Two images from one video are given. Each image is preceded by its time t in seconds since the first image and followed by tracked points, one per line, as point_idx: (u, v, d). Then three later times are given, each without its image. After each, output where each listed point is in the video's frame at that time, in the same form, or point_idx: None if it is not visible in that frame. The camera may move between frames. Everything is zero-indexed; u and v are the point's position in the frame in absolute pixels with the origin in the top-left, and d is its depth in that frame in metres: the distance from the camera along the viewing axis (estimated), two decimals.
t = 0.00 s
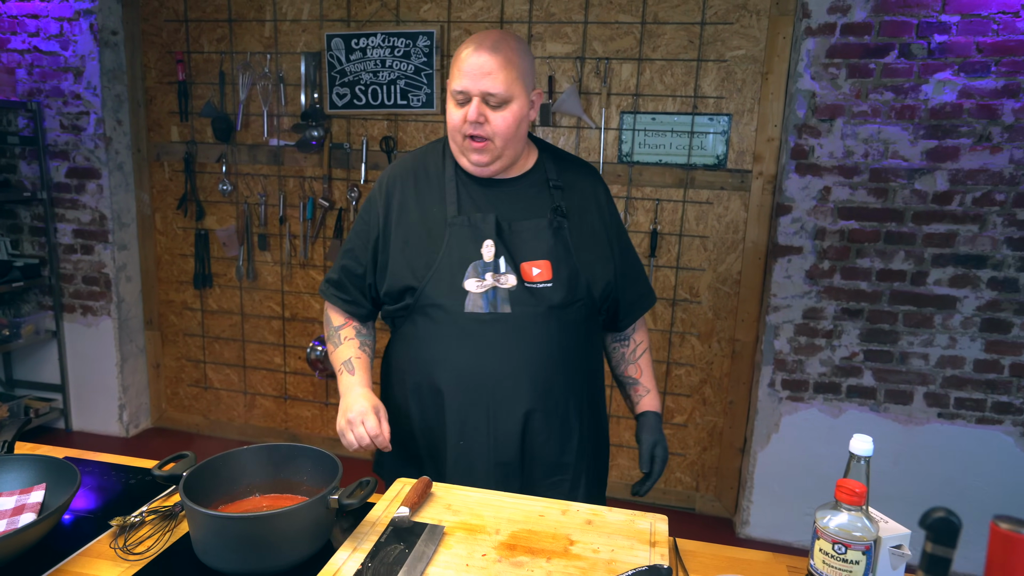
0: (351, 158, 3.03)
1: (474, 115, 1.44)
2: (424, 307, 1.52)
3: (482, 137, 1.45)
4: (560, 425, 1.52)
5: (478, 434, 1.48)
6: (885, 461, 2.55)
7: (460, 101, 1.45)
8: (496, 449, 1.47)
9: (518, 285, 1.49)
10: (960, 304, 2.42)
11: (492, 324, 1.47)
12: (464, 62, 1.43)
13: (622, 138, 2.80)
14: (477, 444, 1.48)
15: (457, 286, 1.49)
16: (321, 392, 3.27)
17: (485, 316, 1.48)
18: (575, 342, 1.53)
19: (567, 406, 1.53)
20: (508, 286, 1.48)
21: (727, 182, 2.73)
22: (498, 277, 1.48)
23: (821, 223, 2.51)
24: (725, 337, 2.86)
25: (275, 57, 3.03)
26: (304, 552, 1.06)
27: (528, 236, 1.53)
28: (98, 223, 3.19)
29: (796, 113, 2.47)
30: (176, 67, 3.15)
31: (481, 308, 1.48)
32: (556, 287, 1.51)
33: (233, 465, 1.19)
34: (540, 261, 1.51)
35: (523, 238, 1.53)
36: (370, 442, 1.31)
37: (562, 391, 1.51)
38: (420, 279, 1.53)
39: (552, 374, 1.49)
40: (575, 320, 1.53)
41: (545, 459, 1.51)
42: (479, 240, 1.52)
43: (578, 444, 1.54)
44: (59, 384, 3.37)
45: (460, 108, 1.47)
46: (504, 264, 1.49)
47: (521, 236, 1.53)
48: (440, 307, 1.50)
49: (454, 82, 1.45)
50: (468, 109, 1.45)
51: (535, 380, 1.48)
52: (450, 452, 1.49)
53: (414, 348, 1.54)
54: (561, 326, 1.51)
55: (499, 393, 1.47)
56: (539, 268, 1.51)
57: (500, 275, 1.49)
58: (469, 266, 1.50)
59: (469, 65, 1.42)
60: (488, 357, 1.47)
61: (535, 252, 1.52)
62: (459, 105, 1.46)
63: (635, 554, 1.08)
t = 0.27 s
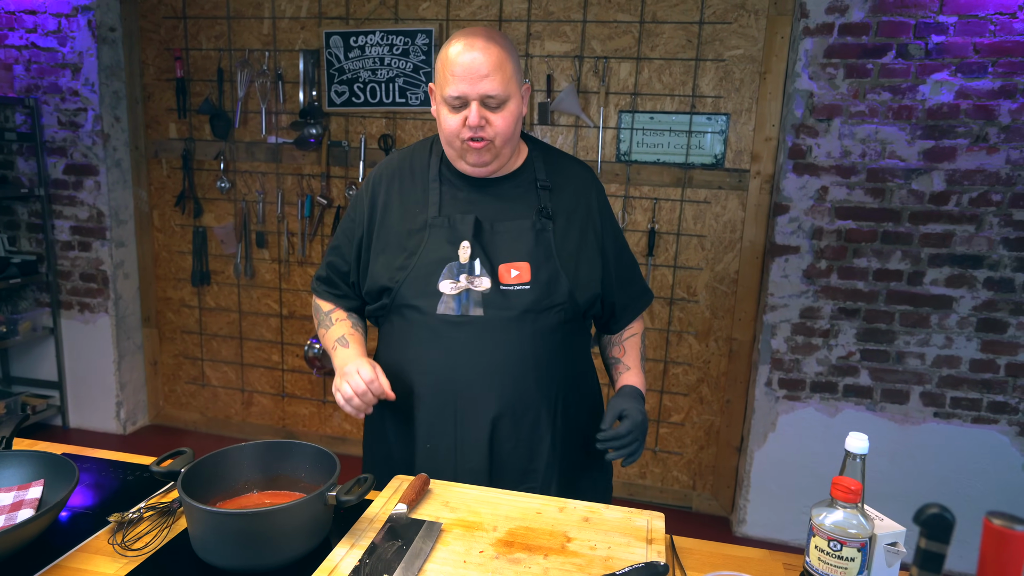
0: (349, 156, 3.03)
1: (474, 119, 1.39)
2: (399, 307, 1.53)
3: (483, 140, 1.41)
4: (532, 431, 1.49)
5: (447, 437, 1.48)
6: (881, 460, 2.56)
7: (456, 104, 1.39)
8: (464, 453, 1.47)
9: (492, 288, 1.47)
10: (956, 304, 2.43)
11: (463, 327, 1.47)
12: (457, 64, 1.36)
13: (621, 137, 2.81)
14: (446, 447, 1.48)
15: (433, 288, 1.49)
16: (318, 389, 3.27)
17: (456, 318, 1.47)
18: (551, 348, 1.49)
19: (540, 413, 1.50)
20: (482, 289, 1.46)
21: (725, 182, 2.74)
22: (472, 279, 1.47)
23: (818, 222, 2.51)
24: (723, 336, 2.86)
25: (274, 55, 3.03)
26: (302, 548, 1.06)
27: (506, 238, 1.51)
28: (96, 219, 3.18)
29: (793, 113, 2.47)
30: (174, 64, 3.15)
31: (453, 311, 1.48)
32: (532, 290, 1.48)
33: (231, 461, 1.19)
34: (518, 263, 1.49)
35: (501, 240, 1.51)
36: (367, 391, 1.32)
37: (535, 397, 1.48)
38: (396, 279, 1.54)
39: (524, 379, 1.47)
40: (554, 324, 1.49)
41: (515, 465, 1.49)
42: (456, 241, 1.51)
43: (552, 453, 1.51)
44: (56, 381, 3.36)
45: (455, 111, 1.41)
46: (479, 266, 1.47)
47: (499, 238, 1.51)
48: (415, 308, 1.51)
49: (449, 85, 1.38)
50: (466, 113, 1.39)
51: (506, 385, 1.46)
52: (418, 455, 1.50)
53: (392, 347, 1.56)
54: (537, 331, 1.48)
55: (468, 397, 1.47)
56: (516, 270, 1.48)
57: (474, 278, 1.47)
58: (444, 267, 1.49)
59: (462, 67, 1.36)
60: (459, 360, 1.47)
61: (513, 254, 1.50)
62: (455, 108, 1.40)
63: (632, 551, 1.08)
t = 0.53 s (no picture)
0: (351, 155, 3.03)
1: (493, 115, 1.37)
2: (395, 311, 1.55)
3: (501, 137, 1.39)
4: (516, 442, 1.48)
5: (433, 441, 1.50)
6: (883, 460, 2.56)
7: (473, 101, 1.38)
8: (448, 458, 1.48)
9: (481, 297, 1.45)
10: (959, 303, 2.42)
11: (451, 335, 1.46)
12: (472, 60, 1.35)
13: (623, 136, 2.81)
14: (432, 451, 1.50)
15: (423, 294, 1.50)
16: (320, 388, 3.28)
17: (442, 326, 1.47)
18: (541, 361, 1.45)
19: (524, 426, 1.47)
20: (470, 298, 1.45)
21: (727, 181, 2.74)
22: (460, 287, 1.46)
23: (821, 222, 2.51)
24: (724, 335, 2.87)
25: (276, 54, 3.03)
26: (305, 547, 1.06)
27: (500, 246, 1.48)
28: (98, 218, 3.19)
29: (795, 112, 2.47)
30: (176, 63, 3.15)
31: (440, 318, 1.48)
32: (521, 300, 1.45)
33: (234, 460, 1.19)
34: (509, 273, 1.46)
35: (494, 247, 1.48)
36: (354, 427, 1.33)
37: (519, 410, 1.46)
38: (393, 283, 1.55)
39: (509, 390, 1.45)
40: (544, 336, 1.45)
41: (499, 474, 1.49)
42: (449, 247, 1.50)
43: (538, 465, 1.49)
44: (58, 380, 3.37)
45: (471, 109, 1.39)
46: (469, 275, 1.46)
47: (493, 245, 1.49)
48: (407, 313, 1.52)
49: (464, 82, 1.37)
50: (483, 109, 1.38)
51: (490, 395, 1.45)
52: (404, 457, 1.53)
53: (389, 349, 1.58)
54: (524, 342, 1.45)
55: (451, 407, 1.47)
56: (507, 279, 1.45)
57: (463, 286, 1.46)
58: (436, 273, 1.49)
59: (477, 62, 1.35)
60: (444, 367, 1.47)
61: (505, 264, 1.47)
62: (470, 106, 1.39)
63: (634, 550, 1.08)
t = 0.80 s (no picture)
0: (353, 154, 3.03)
1: (549, 106, 1.36)
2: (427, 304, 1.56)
3: (557, 130, 1.37)
4: (528, 455, 1.43)
5: (446, 445, 1.48)
6: (886, 459, 2.55)
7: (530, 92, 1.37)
8: (461, 460, 1.47)
9: (505, 297, 1.44)
10: (962, 303, 2.42)
11: (473, 334, 1.45)
12: (530, 50, 1.35)
13: (625, 135, 2.80)
14: (444, 455, 1.48)
15: (451, 290, 1.50)
16: (323, 387, 3.28)
17: (465, 324, 1.47)
18: (561, 371, 1.39)
19: (539, 440, 1.41)
20: (494, 298, 1.44)
21: (730, 180, 2.73)
22: (486, 287, 1.46)
23: (824, 221, 2.51)
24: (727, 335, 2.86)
25: (279, 53, 3.03)
26: (308, 546, 1.06)
27: (530, 247, 1.46)
28: (102, 217, 3.19)
29: (798, 111, 2.47)
30: (179, 62, 3.16)
31: (464, 316, 1.47)
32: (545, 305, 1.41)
33: (238, 458, 1.20)
34: (536, 276, 1.43)
35: (523, 249, 1.46)
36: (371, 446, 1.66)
37: (534, 420, 1.41)
38: (428, 274, 1.57)
39: (526, 398, 1.40)
40: (566, 346, 1.39)
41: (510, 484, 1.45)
42: (481, 244, 1.49)
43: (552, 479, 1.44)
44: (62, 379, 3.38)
45: (527, 100, 1.38)
46: (495, 274, 1.45)
47: (522, 246, 1.46)
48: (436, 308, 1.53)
49: (520, 72, 1.36)
50: (539, 101, 1.37)
51: (506, 401, 1.41)
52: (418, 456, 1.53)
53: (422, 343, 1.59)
54: (545, 350, 1.39)
55: (467, 410, 1.45)
56: (534, 282, 1.42)
57: (488, 286, 1.46)
58: (465, 270, 1.49)
59: (536, 51, 1.34)
60: (464, 368, 1.45)
61: (532, 267, 1.44)
62: (526, 98, 1.38)
63: (637, 549, 1.08)
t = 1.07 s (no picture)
0: (352, 154, 3.03)
1: (540, 113, 1.36)
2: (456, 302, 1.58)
3: (549, 139, 1.38)
4: (544, 460, 1.42)
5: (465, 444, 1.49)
6: (884, 459, 2.56)
7: (527, 96, 1.38)
8: (477, 461, 1.47)
9: (531, 302, 1.44)
10: (960, 302, 2.42)
11: (499, 336, 1.46)
12: (535, 53, 1.35)
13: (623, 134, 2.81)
14: (463, 455, 1.49)
15: (480, 291, 1.52)
16: (322, 387, 3.28)
17: (490, 326, 1.48)
18: (585, 380, 1.38)
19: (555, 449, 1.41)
20: (520, 302, 1.44)
21: (729, 180, 2.73)
22: (513, 291, 1.46)
23: (822, 221, 2.51)
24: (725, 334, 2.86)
25: (278, 53, 3.03)
26: (306, 545, 1.06)
27: (560, 253, 1.45)
28: (101, 217, 3.19)
29: (797, 110, 2.47)
30: (178, 62, 3.16)
31: (489, 318, 1.48)
32: (570, 313, 1.40)
33: (236, 457, 1.20)
34: (564, 283, 1.42)
35: (553, 255, 1.45)
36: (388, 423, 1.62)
37: (552, 427, 1.40)
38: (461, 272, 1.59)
39: (547, 404, 1.40)
40: (590, 355, 1.38)
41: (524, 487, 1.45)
42: (512, 247, 1.50)
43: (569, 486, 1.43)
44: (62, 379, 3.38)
45: (526, 103, 1.40)
46: (523, 279, 1.45)
47: (552, 252, 1.46)
48: (465, 307, 1.55)
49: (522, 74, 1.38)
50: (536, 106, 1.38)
51: (527, 405, 1.41)
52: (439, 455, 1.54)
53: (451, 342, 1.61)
54: (568, 361, 1.39)
55: (487, 413, 1.45)
56: (561, 290, 1.42)
57: (515, 289, 1.46)
58: (494, 272, 1.50)
59: (539, 56, 1.34)
60: (487, 370, 1.46)
61: (561, 273, 1.43)
62: (528, 100, 1.40)
63: (635, 548, 1.09)
